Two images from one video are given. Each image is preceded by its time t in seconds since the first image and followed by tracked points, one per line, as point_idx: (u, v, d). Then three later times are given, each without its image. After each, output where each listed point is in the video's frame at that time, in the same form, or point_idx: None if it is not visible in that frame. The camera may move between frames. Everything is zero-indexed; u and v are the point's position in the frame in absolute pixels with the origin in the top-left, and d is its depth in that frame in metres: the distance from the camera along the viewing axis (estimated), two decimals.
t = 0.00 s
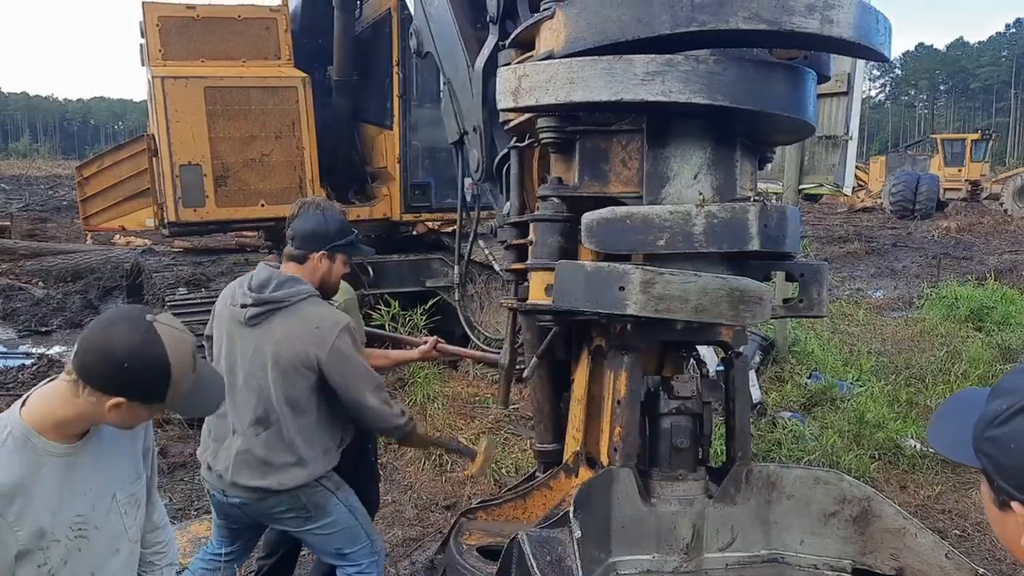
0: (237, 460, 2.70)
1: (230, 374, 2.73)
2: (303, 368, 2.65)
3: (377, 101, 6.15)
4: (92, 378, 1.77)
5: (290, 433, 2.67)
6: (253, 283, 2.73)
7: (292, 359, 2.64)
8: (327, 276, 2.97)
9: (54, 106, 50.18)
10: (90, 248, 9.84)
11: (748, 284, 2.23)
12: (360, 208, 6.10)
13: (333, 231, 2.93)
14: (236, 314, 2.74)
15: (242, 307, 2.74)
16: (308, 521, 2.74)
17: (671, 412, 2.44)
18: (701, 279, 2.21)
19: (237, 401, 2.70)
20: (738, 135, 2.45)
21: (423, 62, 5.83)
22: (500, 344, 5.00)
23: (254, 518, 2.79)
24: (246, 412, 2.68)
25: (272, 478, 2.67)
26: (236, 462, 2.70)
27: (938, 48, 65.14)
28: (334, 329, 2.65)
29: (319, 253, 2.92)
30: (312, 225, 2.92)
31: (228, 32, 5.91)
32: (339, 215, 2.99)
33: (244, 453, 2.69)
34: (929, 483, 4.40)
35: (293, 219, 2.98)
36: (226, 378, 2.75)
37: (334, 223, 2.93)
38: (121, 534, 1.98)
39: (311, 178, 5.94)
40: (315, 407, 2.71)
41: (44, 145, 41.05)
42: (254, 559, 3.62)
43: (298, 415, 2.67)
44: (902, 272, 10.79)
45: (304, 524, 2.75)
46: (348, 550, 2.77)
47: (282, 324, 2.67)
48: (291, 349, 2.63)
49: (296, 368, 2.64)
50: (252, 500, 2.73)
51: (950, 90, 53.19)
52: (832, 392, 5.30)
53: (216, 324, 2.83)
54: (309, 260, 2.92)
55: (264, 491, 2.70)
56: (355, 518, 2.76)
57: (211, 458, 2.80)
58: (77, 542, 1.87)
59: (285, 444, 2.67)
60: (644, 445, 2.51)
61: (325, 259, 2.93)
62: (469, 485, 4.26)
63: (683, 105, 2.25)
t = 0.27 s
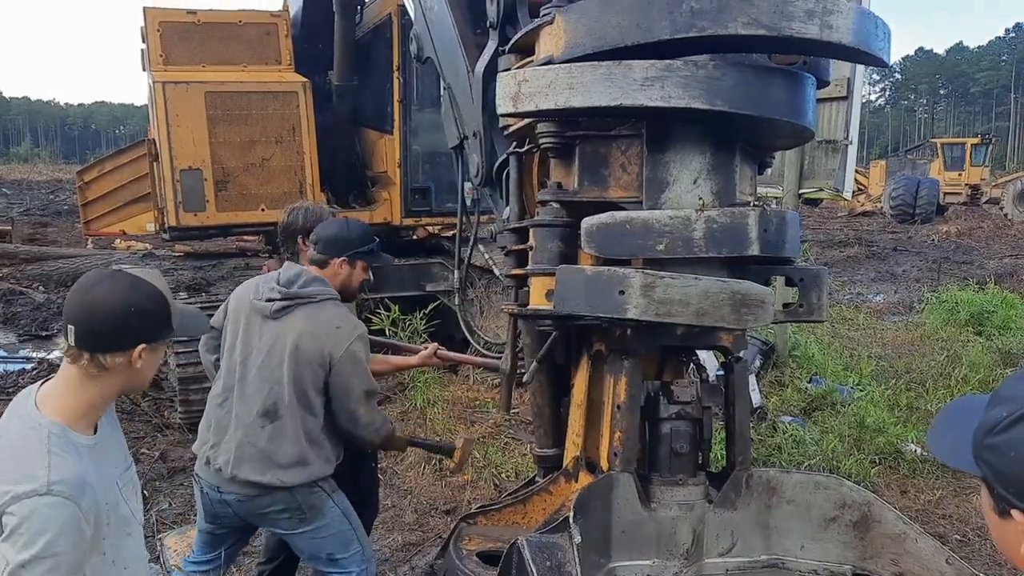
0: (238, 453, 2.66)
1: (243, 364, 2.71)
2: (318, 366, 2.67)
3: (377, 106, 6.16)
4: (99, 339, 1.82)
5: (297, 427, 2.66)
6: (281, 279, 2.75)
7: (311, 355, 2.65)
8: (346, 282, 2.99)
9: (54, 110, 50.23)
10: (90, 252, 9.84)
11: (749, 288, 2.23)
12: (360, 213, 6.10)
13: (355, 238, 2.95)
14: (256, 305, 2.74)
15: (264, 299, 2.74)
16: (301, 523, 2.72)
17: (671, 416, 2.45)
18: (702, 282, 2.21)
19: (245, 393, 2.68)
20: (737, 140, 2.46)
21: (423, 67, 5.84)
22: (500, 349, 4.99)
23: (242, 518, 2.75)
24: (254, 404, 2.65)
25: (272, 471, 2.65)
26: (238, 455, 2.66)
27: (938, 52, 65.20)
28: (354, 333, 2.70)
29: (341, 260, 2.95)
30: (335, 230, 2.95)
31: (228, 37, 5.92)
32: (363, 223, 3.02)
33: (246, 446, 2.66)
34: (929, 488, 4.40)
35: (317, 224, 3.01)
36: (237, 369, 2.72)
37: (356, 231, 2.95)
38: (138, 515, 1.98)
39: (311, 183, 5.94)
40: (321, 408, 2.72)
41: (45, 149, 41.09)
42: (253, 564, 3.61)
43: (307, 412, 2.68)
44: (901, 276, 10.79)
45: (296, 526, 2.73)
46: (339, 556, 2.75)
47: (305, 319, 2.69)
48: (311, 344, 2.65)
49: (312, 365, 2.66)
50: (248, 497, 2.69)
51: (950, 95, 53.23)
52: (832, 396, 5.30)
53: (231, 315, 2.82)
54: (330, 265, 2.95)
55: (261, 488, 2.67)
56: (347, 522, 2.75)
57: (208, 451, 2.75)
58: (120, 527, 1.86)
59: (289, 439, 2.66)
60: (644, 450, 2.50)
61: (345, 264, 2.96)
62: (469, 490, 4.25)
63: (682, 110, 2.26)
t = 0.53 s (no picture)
0: (201, 456, 2.64)
1: (227, 371, 2.72)
2: (298, 391, 2.66)
3: (377, 111, 6.16)
4: (92, 326, 1.84)
5: (264, 444, 2.64)
6: (286, 298, 2.78)
7: (294, 378, 2.65)
8: (343, 311, 3.18)
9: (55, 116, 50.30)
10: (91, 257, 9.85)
11: (751, 294, 2.23)
12: (361, 218, 6.10)
13: (356, 269, 3.15)
14: (257, 317, 2.76)
15: (264, 314, 2.76)
16: (262, 532, 2.70)
17: (672, 422, 2.43)
18: (703, 288, 2.21)
19: (221, 398, 2.67)
20: (738, 146, 2.46)
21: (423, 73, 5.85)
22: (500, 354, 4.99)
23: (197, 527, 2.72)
24: (228, 411, 2.65)
25: (231, 482, 2.62)
26: (200, 458, 2.64)
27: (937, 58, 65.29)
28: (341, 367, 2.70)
29: (339, 290, 3.15)
30: (337, 262, 3.15)
31: (229, 43, 5.93)
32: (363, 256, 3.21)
33: (212, 450, 2.64)
34: (931, 494, 4.39)
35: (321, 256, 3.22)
36: (219, 374, 2.72)
37: (357, 263, 3.15)
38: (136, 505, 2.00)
39: (311, 188, 5.94)
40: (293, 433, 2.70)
41: (46, 155, 41.14)
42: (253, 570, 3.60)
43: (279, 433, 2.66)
44: (902, 282, 10.79)
45: (256, 536, 2.71)
46: (302, 565, 2.73)
47: (297, 341, 2.70)
48: (295, 367, 2.65)
49: (293, 389, 2.65)
50: (205, 503, 2.66)
51: (949, 100, 53.28)
52: (833, 402, 5.29)
53: (229, 322, 2.84)
54: (330, 294, 3.15)
55: (219, 495, 2.64)
56: (310, 531, 2.74)
57: (172, 452, 2.72)
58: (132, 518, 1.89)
59: (254, 454, 2.64)
60: (645, 455, 2.49)
61: (344, 295, 3.16)
62: (470, 496, 4.24)
63: (683, 116, 2.26)
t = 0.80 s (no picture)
0: (159, 458, 2.61)
1: (215, 386, 2.70)
2: (273, 431, 2.66)
3: (377, 117, 6.17)
4: (69, 326, 1.84)
5: (221, 466, 2.61)
6: (298, 341, 2.81)
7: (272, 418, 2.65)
8: (348, 369, 3.06)
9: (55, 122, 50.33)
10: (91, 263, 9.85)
11: (751, 300, 2.22)
12: (361, 224, 6.10)
13: (362, 327, 3.04)
14: (263, 348, 2.76)
15: (272, 348, 2.76)
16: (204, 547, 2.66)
17: (672, 428, 2.43)
18: (703, 294, 2.21)
19: (197, 408, 2.65)
20: (738, 152, 2.46)
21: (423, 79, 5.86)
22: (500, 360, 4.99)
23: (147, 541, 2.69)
24: (199, 423, 2.63)
25: (177, 490, 2.60)
26: (155, 458, 2.62)
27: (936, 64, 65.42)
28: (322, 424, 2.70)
29: (346, 347, 3.03)
30: (345, 319, 3.04)
31: (229, 49, 5.94)
32: (372, 314, 3.11)
33: (170, 455, 2.61)
34: (931, 500, 4.39)
35: (328, 312, 3.11)
36: (207, 386, 2.71)
37: (364, 321, 3.04)
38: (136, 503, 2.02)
39: (311, 194, 5.95)
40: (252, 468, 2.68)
41: (45, 160, 41.17)
42: None
43: (239, 464, 2.64)
44: (902, 287, 10.79)
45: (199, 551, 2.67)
46: None
47: (292, 384, 2.70)
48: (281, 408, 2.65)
49: (267, 427, 2.65)
50: (147, 503, 2.61)
51: (949, 106, 53.35)
52: (833, 408, 5.29)
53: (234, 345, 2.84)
54: (336, 352, 3.03)
55: (161, 500, 2.61)
56: (252, 553, 2.68)
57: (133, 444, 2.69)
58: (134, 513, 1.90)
59: (209, 473, 2.61)
60: (646, 462, 2.49)
61: (349, 353, 3.03)
62: (470, 502, 4.24)
63: (683, 122, 2.26)
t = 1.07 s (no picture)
0: (204, 473, 2.63)
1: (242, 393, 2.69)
2: (310, 427, 2.68)
3: (377, 122, 6.17)
4: (45, 326, 1.84)
5: (268, 470, 2.63)
6: (312, 333, 2.77)
7: (307, 416, 2.66)
8: (363, 341, 3.04)
9: (55, 127, 50.37)
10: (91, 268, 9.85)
11: (752, 304, 2.22)
12: (361, 229, 6.10)
13: (367, 297, 3.00)
14: (279, 345, 2.73)
15: (290, 343, 2.73)
16: (266, 550, 2.70)
17: (673, 433, 2.42)
18: (704, 298, 2.20)
19: (229, 420, 2.65)
20: (738, 156, 2.46)
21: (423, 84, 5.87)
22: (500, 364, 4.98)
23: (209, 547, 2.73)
24: (235, 433, 2.63)
25: (230, 502, 2.61)
26: (202, 475, 2.63)
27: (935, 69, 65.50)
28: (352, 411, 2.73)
29: (357, 321, 3.00)
30: (347, 293, 2.99)
31: (229, 53, 5.94)
32: (371, 283, 3.06)
33: (214, 469, 2.63)
34: (932, 505, 4.38)
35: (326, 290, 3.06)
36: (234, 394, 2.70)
37: (367, 291, 3.00)
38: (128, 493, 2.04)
39: (311, 199, 5.95)
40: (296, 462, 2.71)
41: (46, 164, 41.21)
42: None
43: (284, 465, 2.66)
44: (902, 292, 10.78)
45: (260, 554, 2.71)
46: None
47: (318, 378, 2.69)
48: (312, 404, 2.66)
49: (304, 425, 2.66)
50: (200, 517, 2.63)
51: (948, 111, 53.41)
52: (834, 413, 5.27)
53: (246, 345, 2.80)
54: (347, 327, 2.99)
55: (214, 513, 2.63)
56: (314, 546, 2.74)
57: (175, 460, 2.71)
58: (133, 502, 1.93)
59: (259, 479, 2.63)
60: (646, 467, 2.48)
61: (361, 325, 3.00)
62: (470, 507, 4.23)
63: (684, 126, 2.25)
